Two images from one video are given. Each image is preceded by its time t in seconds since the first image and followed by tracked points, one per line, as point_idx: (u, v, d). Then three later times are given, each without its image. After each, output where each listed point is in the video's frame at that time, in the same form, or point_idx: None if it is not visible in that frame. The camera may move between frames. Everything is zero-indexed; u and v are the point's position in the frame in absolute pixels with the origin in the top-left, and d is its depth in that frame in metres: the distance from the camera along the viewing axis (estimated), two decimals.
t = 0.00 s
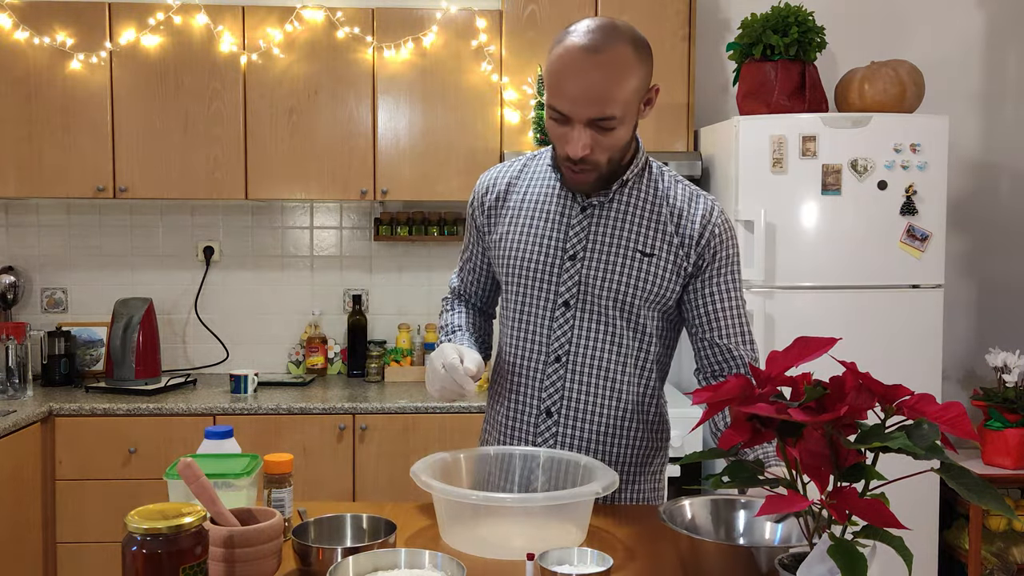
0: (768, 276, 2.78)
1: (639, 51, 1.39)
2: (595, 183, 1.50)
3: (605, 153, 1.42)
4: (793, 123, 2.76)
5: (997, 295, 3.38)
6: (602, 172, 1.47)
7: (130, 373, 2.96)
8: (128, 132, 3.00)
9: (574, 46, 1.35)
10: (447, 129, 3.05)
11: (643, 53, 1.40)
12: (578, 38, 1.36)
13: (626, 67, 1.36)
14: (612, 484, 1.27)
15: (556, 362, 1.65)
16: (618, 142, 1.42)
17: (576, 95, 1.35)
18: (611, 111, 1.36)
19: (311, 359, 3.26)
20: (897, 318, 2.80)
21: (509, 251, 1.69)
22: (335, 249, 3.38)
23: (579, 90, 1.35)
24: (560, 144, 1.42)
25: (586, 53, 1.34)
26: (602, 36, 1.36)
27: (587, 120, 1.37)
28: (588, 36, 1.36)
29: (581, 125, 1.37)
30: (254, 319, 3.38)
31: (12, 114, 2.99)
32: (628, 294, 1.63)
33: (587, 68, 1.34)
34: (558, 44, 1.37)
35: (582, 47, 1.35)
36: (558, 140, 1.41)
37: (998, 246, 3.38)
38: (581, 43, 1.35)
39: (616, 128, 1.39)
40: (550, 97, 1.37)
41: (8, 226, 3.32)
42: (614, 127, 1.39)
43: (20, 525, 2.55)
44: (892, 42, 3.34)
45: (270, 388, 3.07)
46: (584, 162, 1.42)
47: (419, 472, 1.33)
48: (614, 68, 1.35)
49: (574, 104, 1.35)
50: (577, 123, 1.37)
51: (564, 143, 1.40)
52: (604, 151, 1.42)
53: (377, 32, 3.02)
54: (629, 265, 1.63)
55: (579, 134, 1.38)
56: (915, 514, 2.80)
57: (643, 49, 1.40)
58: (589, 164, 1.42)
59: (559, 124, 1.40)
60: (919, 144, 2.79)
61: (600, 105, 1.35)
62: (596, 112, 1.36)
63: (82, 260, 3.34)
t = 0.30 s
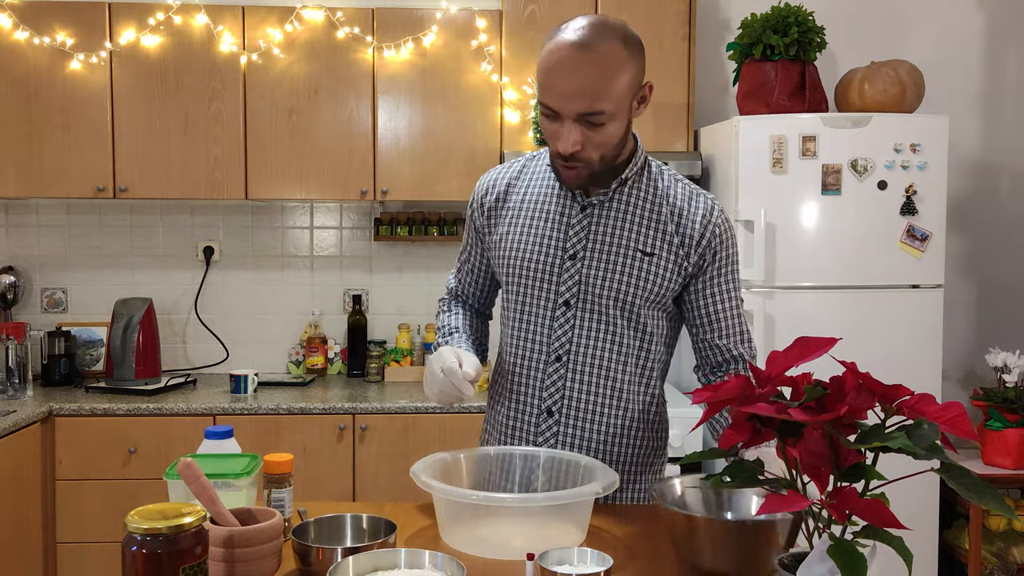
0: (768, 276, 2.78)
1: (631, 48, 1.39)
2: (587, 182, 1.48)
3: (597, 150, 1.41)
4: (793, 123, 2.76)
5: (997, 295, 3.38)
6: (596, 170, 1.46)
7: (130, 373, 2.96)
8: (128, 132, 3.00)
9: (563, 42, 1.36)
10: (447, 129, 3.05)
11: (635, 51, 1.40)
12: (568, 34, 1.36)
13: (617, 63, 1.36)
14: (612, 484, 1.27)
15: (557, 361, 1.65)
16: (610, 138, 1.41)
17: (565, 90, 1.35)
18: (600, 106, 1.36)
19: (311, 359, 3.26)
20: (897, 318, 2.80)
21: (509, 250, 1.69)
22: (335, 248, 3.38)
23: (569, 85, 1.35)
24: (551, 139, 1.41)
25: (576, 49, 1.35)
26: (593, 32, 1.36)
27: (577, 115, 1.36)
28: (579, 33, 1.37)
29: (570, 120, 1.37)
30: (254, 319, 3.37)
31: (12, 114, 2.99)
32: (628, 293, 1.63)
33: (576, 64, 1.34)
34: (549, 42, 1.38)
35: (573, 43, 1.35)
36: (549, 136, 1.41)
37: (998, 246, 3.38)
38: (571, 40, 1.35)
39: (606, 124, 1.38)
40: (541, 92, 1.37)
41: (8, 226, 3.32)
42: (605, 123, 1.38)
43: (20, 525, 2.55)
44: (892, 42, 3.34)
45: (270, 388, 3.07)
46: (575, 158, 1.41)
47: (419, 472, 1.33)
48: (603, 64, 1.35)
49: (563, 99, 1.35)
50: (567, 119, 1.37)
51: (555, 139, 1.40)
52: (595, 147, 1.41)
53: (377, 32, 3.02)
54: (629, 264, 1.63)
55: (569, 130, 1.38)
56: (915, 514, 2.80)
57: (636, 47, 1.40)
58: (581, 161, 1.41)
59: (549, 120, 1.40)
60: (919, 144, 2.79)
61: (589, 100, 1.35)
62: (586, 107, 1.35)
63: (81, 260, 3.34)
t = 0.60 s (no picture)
0: (768, 276, 2.78)
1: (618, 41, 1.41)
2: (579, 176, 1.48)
3: (588, 143, 1.42)
4: (793, 123, 2.76)
5: (997, 295, 3.38)
6: (588, 164, 1.47)
7: (130, 373, 2.96)
8: (128, 131, 3.00)
9: (550, 37, 1.38)
10: (447, 129, 3.05)
11: (622, 45, 1.42)
12: (553, 30, 1.39)
13: (604, 53, 1.38)
14: (612, 484, 1.27)
15: (557, 357, 1.65)
16: (600, 131, 1.43)
17: (555, 83, 1.37)
18: (590, 96, 1.37)
19: (311, 359, 3.26)
20: (897, 318, 2.80)
21: (502, 251, 1.68)
22: (335, 248, 3.38)
23: (557, 77, 1.36)
24: (542, 134, 1.42)
25: (563, 42, 1.37)
26: (579, 26, 1.39)
27: (567, 106, 1.38)
28: (565, 28, 1.39)
29: (561, 112, 1.39)
30: (254, 319, 3.38)
31: (12, 114, 2.99)
32: (626, 286, 1.64)
33: (563, 56, 1.36)
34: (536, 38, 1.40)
35: (560, 37, 1.37)
36: (539, 130, 1.42)
37: (998, 246, 3.38)
38: (557, 34, 1.37)
39: (596, 115, 1.40)
40: (530, 87, 1.39)
41: (8, 226, 3.32)
42: (595, 114, 1.40)
43: (20, 524, 2.55)
44: (892, 42, 3.34)
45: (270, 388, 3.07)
46: (568, 151, 1.42)
47: (418, 472, 1.33)
48: (591, 55, 1.37)
49: (553, 91, 1.37)
50: (558, 111, 1.39)
51: (546, 133, 1.41)
52: (586, 139, 1.42)
53: (377, 32, 3.02)
54: (625, 258, 1.64)
55: (560, 122, 1.39)
56: (915, 513, 2.80)
57: (622, 42, 1.43)
58: (573, 154, 1.42)
59: (540, 113, 1.41)
60: (919, 144, 2.79)
61: (579, 90, 1.37)
62: (576, 97, 1.37)
63: (81, 260, 3.34)
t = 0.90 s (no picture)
0: (768, 276, 2.78)
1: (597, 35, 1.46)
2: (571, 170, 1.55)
3: (581, 136, 1.49)
4: (794, 123, 2.76)
5: (997, 295, 3.38)
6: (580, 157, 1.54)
7: (130, 373, 2.96)
8: (127, 131, 3.00)
9: (533, 38, 1.43)
10: (447, 129, 3.05)
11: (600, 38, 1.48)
12: (535, 31, 1.43)
13: (587, 48, 1.43)
14: (612, 484, 1.27)
15: (547, 354, 1.66)
16: (591, 124, 1.49)
17: (546, 82, 1.42)
18: (581, 91, 1.43)
19: (311, 359, 3.26)
20: (897, 318, 2.80)
21: (485, 253, 1.67)
22: (335, 248, 3.38)
23: (546, 75, 1.42)
24: (537, 134, 1.48)
25: (548, 42, 1.42)
26: (559, 24, 1.43)
27: (561, 103, 1.43)
28: (546, 27, 1.43)
29: (555, 109, 1.44)
30: (254, 319, 3.37)
31: (12, 114, 2.99)
32: (611, 279, 1.67)
33: (551, 56, 1.41)
34: (518, 39, 1.44)
35: (543, 36, 1.42)
36: (535, 129, 1.47)
37: (998, 246, 3.38)
38: (540, 35, 1.42)
39: (587, 108, 1.46)
40: (521, 89, 1.44)
41: (8, 226, 3.32)
42: (585, 108, 1.46)
43: (20, 524, 2.55)
44: (892, 42, 3.34)
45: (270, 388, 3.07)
46: (564, 147, 1.48)
47: (419, 472, 1.33)
48: (577, 51, 1.42)
49: (546, 90, 1.42)
50: (552, 109, 1.44)
51: (543, 132, 1.47)
52: (581, 134, 1.48)
53: (377, 32, 3.02)
54: (608, 252, 1.66)
55: (555, 120, 1.45)
56: (915, 514, 2.80)
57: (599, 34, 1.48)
58: (569, 149, 1.48)
59: (534, 113, 1.46)
60: (919, 144, 2.79)
61: (570, 87, 1.42)
62: (568, 94, 1.42)
63: (81, 260, 3.34)
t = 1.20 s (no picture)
0: (768, 276, 2.78)
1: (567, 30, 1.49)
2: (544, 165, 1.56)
3: (555, 129, 1.50)
4: (793, 123, 2.76)
5: (997, 295, 3.38)
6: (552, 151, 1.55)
7: (130, 373, 2.96)
8: (127, 131, 3.00)
9: (505, 32, 1.45)
10: (448, 129, 3.05)
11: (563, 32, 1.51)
12: (505, 26, 1.46)
13: (558, 41, 1.46)
14: (612, 484, 1.27)
15: (523, 351, 1.66)
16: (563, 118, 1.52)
17: (521, 75, 1.44)
18: (554, 83, 1.45)
19: (311, 359, 3.27)
20: (897, 318, 2.80)
21: (457, 253, 1.67)
22: (335, 248, 3.38)
23: (519, 68, 1.44)
24: (509, 129, 1.50)
25: (520, 35, 1.44)
26: (527, 20, 1.47)
27: (535, 95, 1.45)
28: (517, 22, 1.46)
29: (530, 102, 1.46)
30: (254, 319, 3.37)
31: (12, 114, 2.99)
32: (584, 273, 1.67)
33: (523, 49, 1.44)
34: (489, 35, 1.47)
35: (515, 30, 1.44)
36: (509, 124, 1.49)
37: (998, 246, 3.38)
38: (511, 29, 1.45)
39: (560, 102, 1.48)
40: (495, 83, 1.46)
41: (8, 226, 3.32)
42: (559, 101, 1.48)
43: (20, 524, 2.55)
44: (892, 42, 3.34)
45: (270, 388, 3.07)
46: (539, 140, 1.49)
47: (418, 472, 1.33)
48: (547, 44, 1.45)
49: (521, 83, 1.44)
50: (527, 102, 1.46)
51: (516, 126, 1.48)
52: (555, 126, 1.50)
53: (377, 32, 3.02)
54: (580, 246, 1.67)
55: (529, 113, 1.46)
56: (915, 514, 2.80)
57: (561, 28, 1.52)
58: (544, 142, 1.49)
59: (508, 107, 1.48)
60: (919, 145, 2.79)
61: (544, 79, 1.45)
62: (542, 86, 1.45)
63: (81, 260, 3.34)
